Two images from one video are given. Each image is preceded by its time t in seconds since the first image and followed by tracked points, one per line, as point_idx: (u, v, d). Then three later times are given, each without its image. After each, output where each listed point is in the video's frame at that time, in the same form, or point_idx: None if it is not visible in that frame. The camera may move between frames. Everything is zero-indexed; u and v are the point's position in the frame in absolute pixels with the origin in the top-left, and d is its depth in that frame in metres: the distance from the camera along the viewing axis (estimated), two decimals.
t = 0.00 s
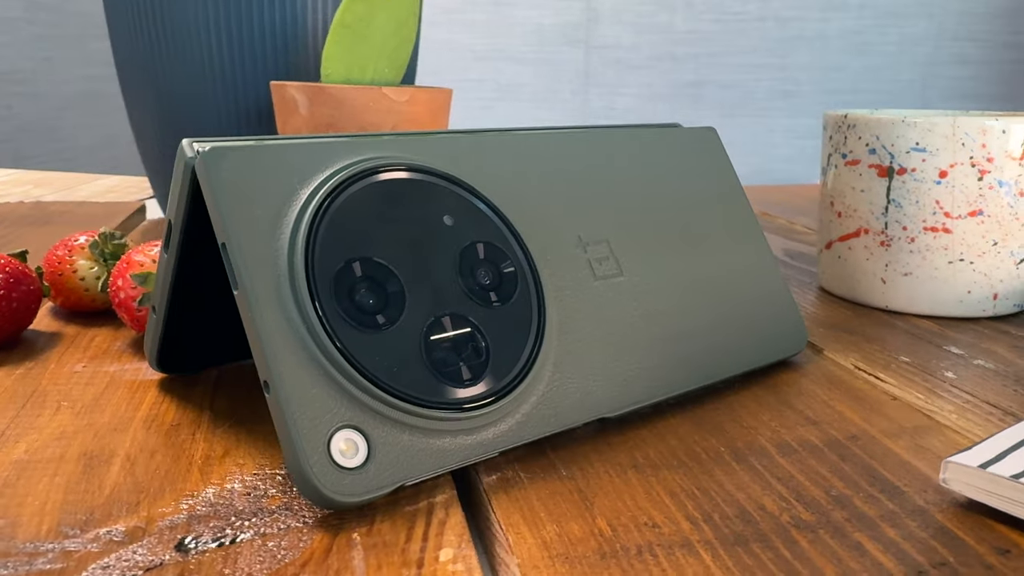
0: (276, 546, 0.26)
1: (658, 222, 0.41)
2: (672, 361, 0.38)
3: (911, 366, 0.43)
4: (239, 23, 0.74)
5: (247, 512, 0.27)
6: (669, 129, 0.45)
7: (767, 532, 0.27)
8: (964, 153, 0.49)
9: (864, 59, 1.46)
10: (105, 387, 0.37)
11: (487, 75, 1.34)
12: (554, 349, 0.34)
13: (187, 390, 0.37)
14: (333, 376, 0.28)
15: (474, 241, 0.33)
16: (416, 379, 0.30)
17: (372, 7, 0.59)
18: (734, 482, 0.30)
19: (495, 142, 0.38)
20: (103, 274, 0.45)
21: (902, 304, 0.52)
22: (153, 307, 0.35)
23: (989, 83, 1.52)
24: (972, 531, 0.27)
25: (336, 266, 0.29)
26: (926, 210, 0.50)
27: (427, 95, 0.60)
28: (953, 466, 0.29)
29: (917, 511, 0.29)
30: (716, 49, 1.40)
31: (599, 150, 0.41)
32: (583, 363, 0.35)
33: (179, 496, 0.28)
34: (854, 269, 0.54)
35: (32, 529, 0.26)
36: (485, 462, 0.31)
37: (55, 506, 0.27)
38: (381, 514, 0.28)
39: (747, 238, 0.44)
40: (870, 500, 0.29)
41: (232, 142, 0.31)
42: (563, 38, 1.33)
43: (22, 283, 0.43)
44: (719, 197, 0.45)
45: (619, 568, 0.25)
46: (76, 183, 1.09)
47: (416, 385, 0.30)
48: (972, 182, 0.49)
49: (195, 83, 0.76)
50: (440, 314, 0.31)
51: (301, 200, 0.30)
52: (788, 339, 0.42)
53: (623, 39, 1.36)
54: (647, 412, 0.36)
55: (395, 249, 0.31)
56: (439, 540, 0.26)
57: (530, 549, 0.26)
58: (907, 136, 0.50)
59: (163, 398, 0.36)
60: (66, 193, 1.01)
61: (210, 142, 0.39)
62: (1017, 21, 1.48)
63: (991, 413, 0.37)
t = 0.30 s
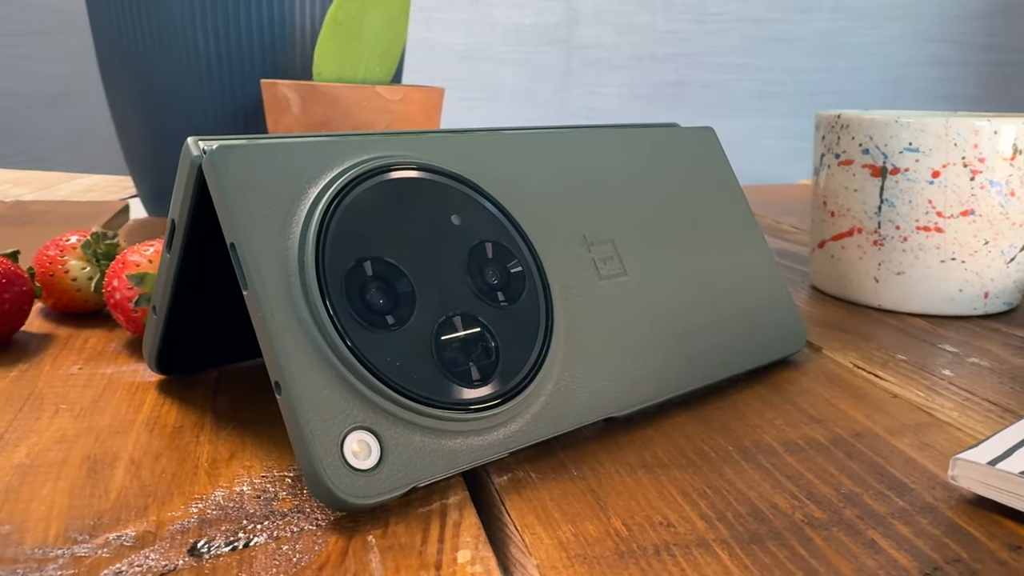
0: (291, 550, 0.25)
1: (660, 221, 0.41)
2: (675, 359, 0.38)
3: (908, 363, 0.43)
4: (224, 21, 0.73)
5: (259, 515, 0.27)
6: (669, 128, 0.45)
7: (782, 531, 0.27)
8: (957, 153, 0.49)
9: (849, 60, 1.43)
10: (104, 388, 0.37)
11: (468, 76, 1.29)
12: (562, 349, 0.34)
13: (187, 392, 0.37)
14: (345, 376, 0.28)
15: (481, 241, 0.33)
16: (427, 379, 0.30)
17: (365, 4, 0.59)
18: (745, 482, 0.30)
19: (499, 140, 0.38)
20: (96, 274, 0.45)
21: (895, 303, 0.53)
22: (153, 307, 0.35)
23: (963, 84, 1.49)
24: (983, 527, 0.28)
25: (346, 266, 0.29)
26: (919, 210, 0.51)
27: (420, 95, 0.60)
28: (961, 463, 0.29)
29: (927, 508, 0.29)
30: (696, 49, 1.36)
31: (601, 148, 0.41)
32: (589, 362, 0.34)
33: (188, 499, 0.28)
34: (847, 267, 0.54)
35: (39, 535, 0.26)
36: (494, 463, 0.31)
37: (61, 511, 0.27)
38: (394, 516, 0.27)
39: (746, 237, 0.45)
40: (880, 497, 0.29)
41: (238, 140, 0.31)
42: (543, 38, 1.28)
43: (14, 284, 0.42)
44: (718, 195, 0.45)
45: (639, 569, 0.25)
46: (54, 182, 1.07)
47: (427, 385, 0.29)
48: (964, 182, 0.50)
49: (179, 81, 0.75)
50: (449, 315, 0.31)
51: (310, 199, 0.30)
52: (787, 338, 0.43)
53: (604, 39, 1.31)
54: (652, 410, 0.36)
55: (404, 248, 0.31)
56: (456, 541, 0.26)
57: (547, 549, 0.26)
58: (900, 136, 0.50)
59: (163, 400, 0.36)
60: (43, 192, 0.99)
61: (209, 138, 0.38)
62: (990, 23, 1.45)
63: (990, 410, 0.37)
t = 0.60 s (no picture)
0: (307, 551, 0.25)
1: (660, 218, 0.41)
2: (678, 356, 0.38)
3: (902, 359, 0.44)
4: (206, 18, 0.72)
5: (271, 516, 0.27)
6: (665, 125, 0.45)
7: (796, 526, 0.27)
8: (945, 152, 0.50)
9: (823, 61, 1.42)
10: (99, 389, 0.36)
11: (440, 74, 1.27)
12: (568, 347, 0.34)
13: (184, 392, 0.36)
14: (357, 374, 0.27)
15: (488, 237, 0.33)
16: (438, 377, 0.29)
17: None
18: (755, 477, 0.30)
19: (501, 136, 0.37)
20: (83, 272, 0.44)
21: (884, 300, 0.53)
22: (151, 306, 0.34)
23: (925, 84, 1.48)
24: (993, 520, 0.28)
25: (356, 262, 0.29)
26: (908, 207, 0.51)
27: (408, 91, 0.60)
28: (969, 457, 0.29)
29: (936, 501, 0.29)
30: (670, 49, 1.35)
31: (601, 145, 0.41)
32: (595, 360, 0.34)
33: (196, 500, 0.27)
34: (836, 265, 0.55)
35: (46, 540, 0.25)
36: (505, 461, 0.31)
37: (66, 514, 0.26)
38: (408, 515, 0.27)
39: (743, 234, 0.45)
40: (890, 491, 0.30)
41: (243, 135, 0.30)
42: (517, 37, 1.28)
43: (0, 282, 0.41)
44: (715, 192, 0.45)
45: (660, 565, 0.25)
46: (24, 180, 1.05)
47: (438, 383, 0.29)
48: (952, 180, 0.50)
49: (158, 76, 0.74)
50: (458, 312, 0.31)
51: (319, 195, 0.29)
52: (784, 335, 0.43)
53: (576, 37, 1.30)
54: (656, 407, 0.36)
55: (412, 245, 0.30)
56: (474, 541, 0.26)
57: (566, 547, 0.26)
58: (889, 134, 0.51)
59: (161, 400, 0.35)
60: (13, 190, 0.97)
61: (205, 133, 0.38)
62: (953, 27, 1.46)
63: (987, 404, 0.38)
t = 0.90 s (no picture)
0: (317, 554, 0.25)
1: (656, 218, 0.41)
2: (677, 355, 0.38)
3: (894, 357, 0.44)
4: (189, 16, 0.71)
5: (278, 519, 0.26)
6: (659, 126, 0.45)
7: (803, 524, 0.28)
8: (933, 152, 0.51)
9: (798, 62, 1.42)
10: (94, 391, 0.35)
11: (418, 74, 1.25)
12: (571, 347, 0.34)
13: (181, 394, 0.36)
14: (364, 375, 0.27)
15: (490, 237, 0.33)
16: (443, 377, 0.29)
17: None
18: (758, 476, 0.31)
19: (500, 136, 0.37)
20: (72, 273, 0.43)
21: (872, 298, 0.54)
22: (147, 308, 0.34)
23: (904, 87, 1.50)
24: (994, 515, 0.28)
25: (362, 263, 0.29)
26: (896, 207, 0.52)
27: (398, 90, 0.60)
28: (968, 454, 0.30)
29: (937, 498, 0.29)
30: (650, 49, 1.34)
31: (598, 146, 0.41)
32: (597, 359, 0.34)
33: (200, 504, 0.27)
34: (825, 264, 0.55)
35: (50, 545, 0.24)
36: (509, 462, 0.31)
37: (69, 519, 0.26)
38: (416, 517, 0.27)
39: (738, 234, 0.45)
40: (892, 488, 0.30)
41: (244, 134, 0.30)
42: (496, 36, 1.26)
43: None
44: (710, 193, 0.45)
45: (670, 563, 0.25)
46: None
47: (444, 383, 0.29)
48: (939, 180, 0.51)
49: (138, 74, 0.72)
50: (462, 312, 0.31)
51: (323, 195, 0.29)
52: (778, 334, 0.43)
53: (556, 37, 1.29)
54: (656, 407, 0.36)
55: (416, 245, 0.30)
56: (484, 541, 0.26)
57: (577, 547, 0.26)
58: (877, 135, 0.51)
59: (159, 402, 0.35)
60: None
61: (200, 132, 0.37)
62: (930, 29, 1.48)
63: (980, 401, 0.38)
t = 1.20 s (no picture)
0: (331, 550, 0.24)
1: (652, 212, 0.41)
2: (676, 348, 0.38)
3: (884, 350, 0.45)
4: (166, 8, 0.70)
5: (288, 515, 0.26)
6: (651, 121, 0.46)
7: (813, 514, 0.28)
8: (918, 148, 0.51)
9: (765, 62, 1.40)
10: (86, 388, 0.35)
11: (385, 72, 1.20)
12: (574, 341, 0.33)
13: (176, 391, 0.35)
14: (374, 368, 0.27)
15: (494, 230, 0.33)
16: (452, 370, 0.29)
17: None
18: (764, 467, 0.31)
19: (499, 129, 0.37)
20: (56, 269, 0.43)
21: (857, 293, 0.55)
22: (142, 302, 0.33)
23: (870, 86, 1.49)
24: (997, 502, 0.29)
25: (369, 254, 0.28)
26: (881, 203, 0.53)
27: (384, 84, 0.59)
28: (970, 442, 0.30)
29: (940, 486, 0.30)
30: (623, 48, 1.31)
31: (594, 139, 0.41)
32: (599, 352, 0.34)
33: (206, 501, 0.26)
34: (811, 259, 0.56)
35: (54, 545, 0.24)
36: (516, 456, 0.30)
37: (72, 518, 0.25)
38: (428, 512, 0.27)
39: (731, 229, 0.45)
40: (896, 478, 0.30)
41: (246, 124, 0.29)
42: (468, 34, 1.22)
43: None
44: (703, 187, 0.45)
45: (687, 554, 0.25)
46: None
47: (452, 377, 0.29)
48: (923, 176, 0.52)
49: (114, 69, 0.71)
50: (468, 305, 0.31)
51: (329, 186, 0.28)
52: (772, 328, 0.44)
53: (528, 35, 1.25)
54: (656, 400, 0.37)
55: (421, 237, 0.30)
56: (499, 535, 0.25)
57: (592, 539, 0.26)
58: (864, 131, 0.52)
59: (154, 398, 0.34)
60: None
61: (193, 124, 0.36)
62: (899, 29, 1.47)
63: (972, 392, 0.39)
